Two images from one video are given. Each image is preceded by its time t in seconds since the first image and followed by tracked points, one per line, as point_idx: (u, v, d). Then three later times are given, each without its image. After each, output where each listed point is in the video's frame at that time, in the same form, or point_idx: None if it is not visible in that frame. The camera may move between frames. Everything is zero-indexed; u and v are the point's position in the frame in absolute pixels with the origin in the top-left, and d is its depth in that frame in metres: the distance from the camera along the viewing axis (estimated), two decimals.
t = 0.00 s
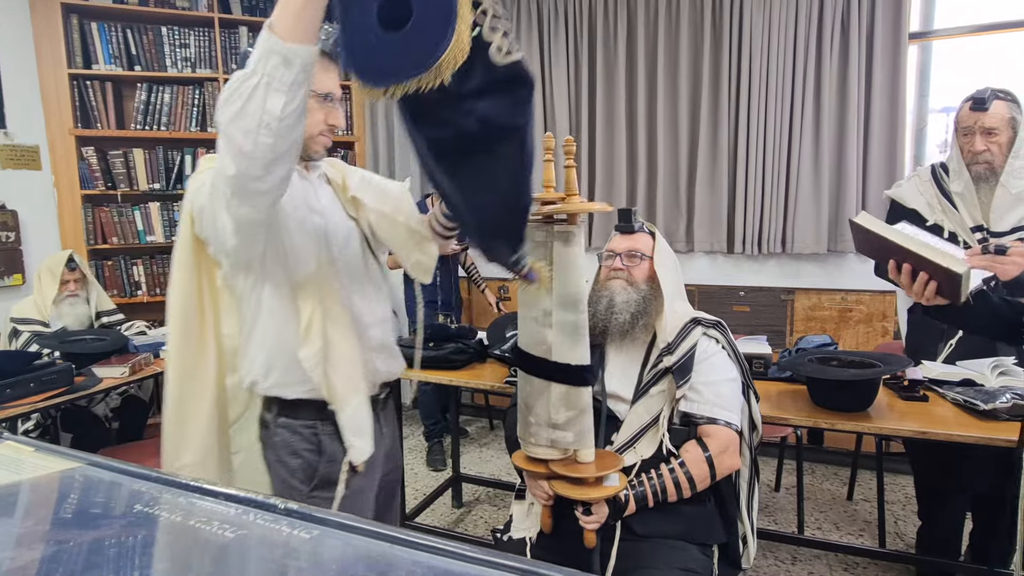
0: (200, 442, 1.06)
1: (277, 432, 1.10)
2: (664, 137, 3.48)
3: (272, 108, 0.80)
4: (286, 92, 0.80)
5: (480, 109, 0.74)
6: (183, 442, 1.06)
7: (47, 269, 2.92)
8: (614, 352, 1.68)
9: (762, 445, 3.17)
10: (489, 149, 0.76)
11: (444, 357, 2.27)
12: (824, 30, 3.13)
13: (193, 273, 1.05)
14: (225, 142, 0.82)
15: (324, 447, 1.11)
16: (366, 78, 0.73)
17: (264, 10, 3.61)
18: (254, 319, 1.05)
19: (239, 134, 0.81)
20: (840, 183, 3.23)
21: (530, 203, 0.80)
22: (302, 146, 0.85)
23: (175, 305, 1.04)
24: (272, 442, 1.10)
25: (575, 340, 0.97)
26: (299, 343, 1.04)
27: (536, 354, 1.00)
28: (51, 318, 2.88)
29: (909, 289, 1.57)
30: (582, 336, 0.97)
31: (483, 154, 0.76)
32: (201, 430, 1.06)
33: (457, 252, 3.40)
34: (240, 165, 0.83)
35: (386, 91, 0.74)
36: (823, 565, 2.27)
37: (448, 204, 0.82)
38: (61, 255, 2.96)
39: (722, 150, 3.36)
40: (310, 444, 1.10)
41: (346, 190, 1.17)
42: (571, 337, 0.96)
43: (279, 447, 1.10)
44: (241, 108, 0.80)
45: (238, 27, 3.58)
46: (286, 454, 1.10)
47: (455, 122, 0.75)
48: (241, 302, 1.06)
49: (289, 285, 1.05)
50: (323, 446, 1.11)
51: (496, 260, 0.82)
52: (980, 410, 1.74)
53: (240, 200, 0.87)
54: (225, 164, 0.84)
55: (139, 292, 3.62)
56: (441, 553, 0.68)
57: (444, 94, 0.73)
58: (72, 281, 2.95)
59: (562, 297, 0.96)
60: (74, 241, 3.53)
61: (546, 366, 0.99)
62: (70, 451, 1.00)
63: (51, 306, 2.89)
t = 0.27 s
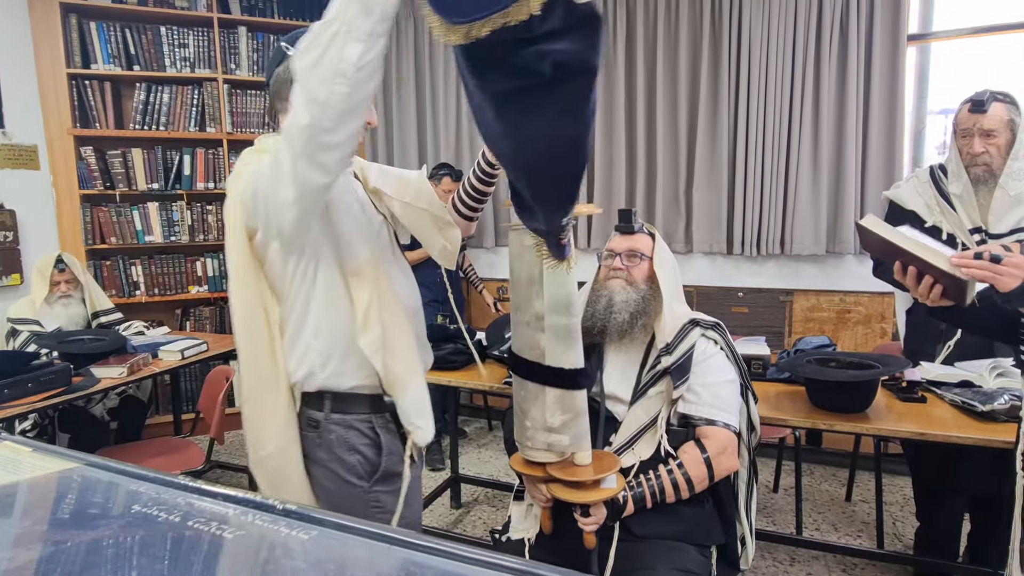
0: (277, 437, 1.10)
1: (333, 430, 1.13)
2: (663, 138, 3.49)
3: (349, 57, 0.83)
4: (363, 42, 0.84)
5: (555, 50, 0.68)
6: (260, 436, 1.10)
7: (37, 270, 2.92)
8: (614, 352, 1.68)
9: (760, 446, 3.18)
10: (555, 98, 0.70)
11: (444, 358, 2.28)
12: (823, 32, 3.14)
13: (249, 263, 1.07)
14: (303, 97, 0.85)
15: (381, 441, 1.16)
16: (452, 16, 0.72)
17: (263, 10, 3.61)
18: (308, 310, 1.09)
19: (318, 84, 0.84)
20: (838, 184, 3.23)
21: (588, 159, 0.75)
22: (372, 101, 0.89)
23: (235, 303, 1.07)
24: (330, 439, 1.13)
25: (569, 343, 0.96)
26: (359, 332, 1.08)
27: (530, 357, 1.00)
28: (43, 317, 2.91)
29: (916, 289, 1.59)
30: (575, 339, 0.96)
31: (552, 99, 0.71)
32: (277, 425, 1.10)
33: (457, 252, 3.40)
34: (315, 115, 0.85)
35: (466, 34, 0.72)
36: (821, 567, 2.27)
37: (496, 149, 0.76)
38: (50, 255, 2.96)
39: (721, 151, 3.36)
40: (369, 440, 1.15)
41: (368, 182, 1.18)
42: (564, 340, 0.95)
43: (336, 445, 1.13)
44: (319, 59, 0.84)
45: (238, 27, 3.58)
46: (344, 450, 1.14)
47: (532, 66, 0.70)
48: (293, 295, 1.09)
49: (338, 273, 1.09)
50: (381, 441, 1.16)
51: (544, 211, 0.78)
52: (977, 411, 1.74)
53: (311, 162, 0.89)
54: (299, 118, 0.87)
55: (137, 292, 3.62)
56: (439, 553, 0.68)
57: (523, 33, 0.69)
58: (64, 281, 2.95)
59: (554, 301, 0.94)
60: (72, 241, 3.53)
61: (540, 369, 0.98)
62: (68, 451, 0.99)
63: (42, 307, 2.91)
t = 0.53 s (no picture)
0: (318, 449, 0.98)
1: (368, 435, 1.04)
2: (661, 140, 3.49)
3: (440, 19, 0.75)
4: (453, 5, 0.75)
5: (610, 29, 0.68)
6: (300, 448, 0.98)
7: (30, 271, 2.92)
8: (611, 354, 1.68)
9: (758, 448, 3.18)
10: (607, 76, 0.69)
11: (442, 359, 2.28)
12: (822, 35, 3.14)
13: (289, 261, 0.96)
14: (386, 58, 0.76)
15: (417, 448, 1.07)
16: None
17: (262, 10, 3.61)
18: (355, 305, 1.00)
19: (406, 46, 0.75)
20: (837, 186, 3.24)
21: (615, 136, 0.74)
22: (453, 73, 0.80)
23: (277, 301, 0.96)
24: (364, 445, 1.03)
25: (562, 347, 0.96)
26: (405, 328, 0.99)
27: (525, 361, 0.99)
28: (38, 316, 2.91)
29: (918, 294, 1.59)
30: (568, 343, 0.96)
31: (607, 76, 0.69)
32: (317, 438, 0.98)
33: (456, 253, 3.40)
34: (404, 81, 0.76)
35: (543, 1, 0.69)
36: (819, 569, 2.27)
37: (533, 121, 0.73)
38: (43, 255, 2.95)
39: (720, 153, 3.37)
40: (403, 446, 1.06)
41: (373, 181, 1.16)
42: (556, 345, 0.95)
43: (369, 451, 1.04)
44: (409, 20, 0.75)
45: (237, 27, 3.58)
46: (379, 456, 1.04)
47: (585, 42, 0.68)
48: (338, 290, 1.00)
49: (381, 268, 1.01)
50: (416, 446, 1.07)
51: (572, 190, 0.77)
52: (974, 414, 1.74)
53: (390, 130, 0.78)
54: (383, 81, 0.76)
55: (135, 292, 3.61)
56: (436, 555, 0.68)
57: (582, 9, 0.68)
58: (58, 282, 2.95)
59: (546, 305, 0.94)
60: (70, 242, 3.53)
61: (534, 373, 0.98)
62: (65, 453, 0.99)
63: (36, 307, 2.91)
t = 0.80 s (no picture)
0: (322, 458, 0.94)
1: (382, 439, 1.03)
2: (660, 140, 3.49)
3: (456, 11, 0.74)
4: None
5: (610, 30, 0.69)
6: (303, 458, 0.93)
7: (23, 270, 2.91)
8: (609, 356, 1.68)
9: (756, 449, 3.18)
10: (608, 76, 0.70)
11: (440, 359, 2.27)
12: (820, 37, 3.15)
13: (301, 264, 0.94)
14: (399, 53, 0.75)
15: (428, 450, 1.07)
16: None
17: (261, 10, 3.60)
18: (368, 308, 1.00)
19: (419, 40, 0.74)
20: (835, 188, 3.24)
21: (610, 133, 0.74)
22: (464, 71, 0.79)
23: (287, 302, 0.93)
24: (378, 449, 1.03)
25: (562, 346, 0.96)
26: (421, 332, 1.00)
27: (523, 361, 0.99)
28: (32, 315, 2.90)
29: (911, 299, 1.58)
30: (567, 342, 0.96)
31: (607, 75, 0.70)
32: (322, 447, 0.94)
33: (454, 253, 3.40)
34: (418, 74, 0.74)
35: None
36: (816, 570, 2.27)
37: (532, 120, 0.74)
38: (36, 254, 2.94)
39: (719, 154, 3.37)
40: (415, 449, 1.06)
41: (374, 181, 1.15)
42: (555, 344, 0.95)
43: (383, 455, 1.03)
44: (422, 14, 0.74)
45: (235, 26, 3.58)
46: (392, 461, 1.04)
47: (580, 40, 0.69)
48: (350, 293, 0.99)
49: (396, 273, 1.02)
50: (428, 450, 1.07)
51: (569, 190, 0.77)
52: (971, 415, 1.75)
53: (403, 129, 0.77)
54: (398, 77, 0.74)
55: (133, 292, 3.61)
56: (433, 555, 0.68)
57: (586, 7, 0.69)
58: (52, 280, 2.93)
59: (545, 304, 0.94)
60: (68, 242, 3.52)
61: (532, 372, 0.97)
62: (62, 452, 0.99)
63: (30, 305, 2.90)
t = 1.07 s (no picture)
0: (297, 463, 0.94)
1: (372, 444, 1.03)
2: (660, 141, 3.49)
3: (445, 27, 0.74)
4: (460, 10, 0.74)
5: (623, 52, 0.70)
6: (279, 462, 0.93)
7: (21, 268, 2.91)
8: (609, 356, 1.68)
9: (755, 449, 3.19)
10: (615, 100, 0.73)
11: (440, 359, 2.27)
12: (820, 38, 3.15)
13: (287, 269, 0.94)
14: (387, 68, 0.75)
15: (419, 456, 1.07)
16: None
17: (262, 10, 3.60)
18: (357, 315, 0.99)
19: (405, 55, 0.74)
20: (834, 188, 3.24)
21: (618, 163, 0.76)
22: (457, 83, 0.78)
23: (271, 304, 0.93)
24: (368, 454, 1.03)
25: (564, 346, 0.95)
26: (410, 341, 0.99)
27: (524, 360, 0.98)
28: (29, 313, 2.91)
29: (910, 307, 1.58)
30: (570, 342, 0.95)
31: (614, 99, 0.73)
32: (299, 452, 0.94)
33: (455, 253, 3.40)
34: (405, 90, 0.74)
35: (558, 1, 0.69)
36: (815, 570, 2.27)
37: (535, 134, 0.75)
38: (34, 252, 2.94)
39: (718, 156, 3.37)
40: (407, 455, 1.06)
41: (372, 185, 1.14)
42: (558, 343, 0.94)
43: (373, 460, 1.03)
44: (413, 24, 0.74)
45: (236, 26, 3.58)
46: (381, 466, 1.03)
47: (595, 65, 0.71)
48: (338, 298, 0.99)
49: (389, 280, 1.02)
50: (419, 455, 1.07)
51: (568, 209, 0.79)
52: (971, 415, 1.75)
53: (390, 146, 0.77)
54: (385, 93, 0.74)
55: (132, 291, 3.60)
56: (434, 555, 0.68)
57: (604, 24, 0.69)
58: (50, 278, 2.93)
59: (548, 303, 0.93)
60: (67, 243, 3.51)
61: (535, 372, 0.97)
62: (61, 452, 0.99)
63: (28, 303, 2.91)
